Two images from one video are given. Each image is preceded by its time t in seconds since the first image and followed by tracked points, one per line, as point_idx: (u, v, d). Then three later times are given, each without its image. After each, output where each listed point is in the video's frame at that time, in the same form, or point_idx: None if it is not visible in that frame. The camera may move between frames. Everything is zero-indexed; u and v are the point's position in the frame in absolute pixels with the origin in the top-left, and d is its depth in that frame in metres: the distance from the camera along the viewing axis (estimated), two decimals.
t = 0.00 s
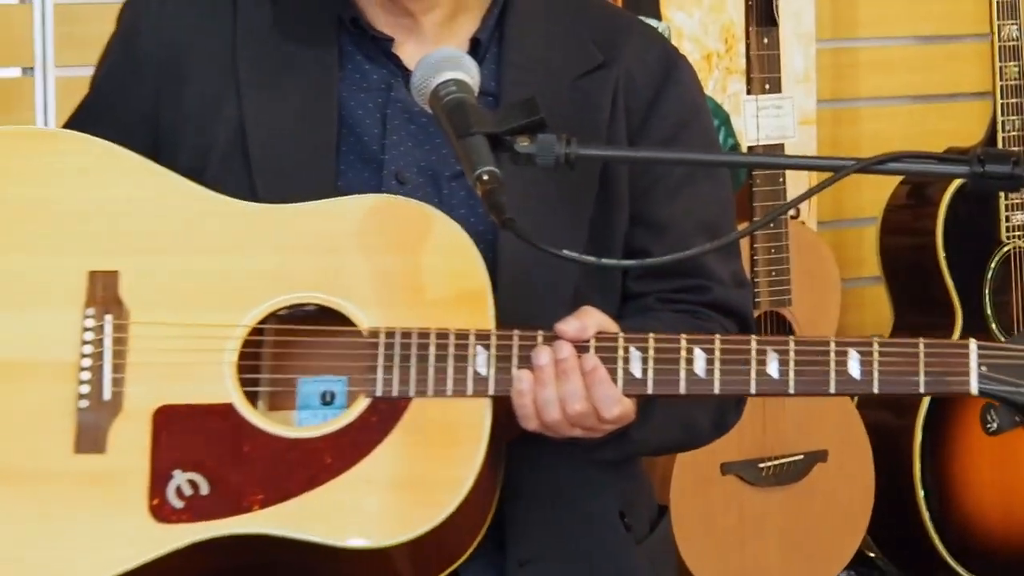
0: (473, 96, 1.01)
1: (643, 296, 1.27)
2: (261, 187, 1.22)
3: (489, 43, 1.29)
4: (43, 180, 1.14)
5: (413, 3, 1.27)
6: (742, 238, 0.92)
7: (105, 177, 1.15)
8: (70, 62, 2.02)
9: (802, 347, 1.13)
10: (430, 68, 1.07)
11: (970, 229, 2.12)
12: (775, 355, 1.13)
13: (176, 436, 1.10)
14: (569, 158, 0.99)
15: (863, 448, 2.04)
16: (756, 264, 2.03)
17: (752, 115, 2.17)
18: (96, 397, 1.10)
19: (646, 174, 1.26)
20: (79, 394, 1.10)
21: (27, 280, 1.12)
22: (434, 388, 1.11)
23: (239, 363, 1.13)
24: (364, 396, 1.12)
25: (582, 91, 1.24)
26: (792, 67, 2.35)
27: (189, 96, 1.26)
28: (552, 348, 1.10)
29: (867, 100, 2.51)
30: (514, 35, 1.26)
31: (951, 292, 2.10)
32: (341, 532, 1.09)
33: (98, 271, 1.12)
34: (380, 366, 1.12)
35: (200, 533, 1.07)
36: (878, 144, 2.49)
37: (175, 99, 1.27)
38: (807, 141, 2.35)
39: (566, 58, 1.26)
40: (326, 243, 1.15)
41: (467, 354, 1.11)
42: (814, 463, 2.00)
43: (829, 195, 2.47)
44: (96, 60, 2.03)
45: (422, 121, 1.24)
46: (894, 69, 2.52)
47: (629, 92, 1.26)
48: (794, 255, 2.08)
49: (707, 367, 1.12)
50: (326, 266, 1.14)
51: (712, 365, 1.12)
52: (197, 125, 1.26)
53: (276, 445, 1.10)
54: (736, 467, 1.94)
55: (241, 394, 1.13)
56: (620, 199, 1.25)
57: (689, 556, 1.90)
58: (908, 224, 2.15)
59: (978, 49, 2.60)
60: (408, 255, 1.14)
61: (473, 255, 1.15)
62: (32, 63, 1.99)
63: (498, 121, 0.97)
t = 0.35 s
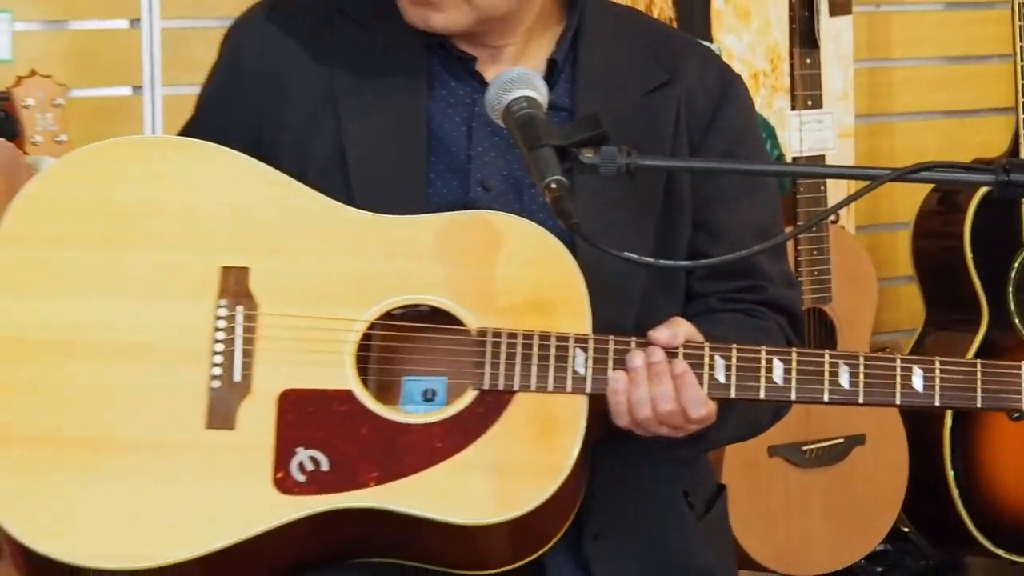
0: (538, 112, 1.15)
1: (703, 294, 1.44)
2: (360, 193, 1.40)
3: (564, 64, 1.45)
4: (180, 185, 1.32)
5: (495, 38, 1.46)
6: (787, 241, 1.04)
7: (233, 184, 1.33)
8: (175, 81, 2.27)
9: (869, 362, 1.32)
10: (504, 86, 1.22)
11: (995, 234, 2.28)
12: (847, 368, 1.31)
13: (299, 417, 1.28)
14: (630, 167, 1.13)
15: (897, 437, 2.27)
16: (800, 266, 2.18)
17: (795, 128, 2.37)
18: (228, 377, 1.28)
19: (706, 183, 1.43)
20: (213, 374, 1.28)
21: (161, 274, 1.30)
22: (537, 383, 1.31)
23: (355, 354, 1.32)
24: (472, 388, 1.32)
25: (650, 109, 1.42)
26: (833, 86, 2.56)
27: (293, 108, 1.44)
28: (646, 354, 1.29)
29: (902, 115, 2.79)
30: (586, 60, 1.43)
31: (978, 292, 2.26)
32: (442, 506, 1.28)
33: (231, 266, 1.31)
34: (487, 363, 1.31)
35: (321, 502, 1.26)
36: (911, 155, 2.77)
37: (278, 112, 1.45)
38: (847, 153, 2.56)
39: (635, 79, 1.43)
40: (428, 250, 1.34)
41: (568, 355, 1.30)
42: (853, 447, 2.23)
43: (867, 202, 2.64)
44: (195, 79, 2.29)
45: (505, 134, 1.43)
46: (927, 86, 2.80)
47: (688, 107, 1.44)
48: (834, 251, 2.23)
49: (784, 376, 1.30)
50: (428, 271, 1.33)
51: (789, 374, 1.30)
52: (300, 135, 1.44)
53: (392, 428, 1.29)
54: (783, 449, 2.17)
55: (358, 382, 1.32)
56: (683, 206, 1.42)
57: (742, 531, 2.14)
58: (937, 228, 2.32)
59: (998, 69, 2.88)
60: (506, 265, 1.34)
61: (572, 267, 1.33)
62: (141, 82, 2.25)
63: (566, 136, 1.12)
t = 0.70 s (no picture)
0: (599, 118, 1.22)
1: (756, 289, 1.53)
2: (428, 193, 1.48)
3: (623, 72, 1.54)
4: (262, 188, 1.38)
5: (554, 45, 1.56)
6: (834, 241, 1.13)
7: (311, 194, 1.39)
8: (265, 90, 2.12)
9: (917, 366, 1.34)
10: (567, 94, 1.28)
11: None
12: (893, 370, 1.33)
13: (373, 409, 1.33)
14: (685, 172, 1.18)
15: (939, 432, 2.28)
16: (846, 266, 2.24)
17: (842, 135, 2.36)
18: (307, 370, 1.33)
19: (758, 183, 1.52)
20: (292, 368, 1.32)
21: (239, 268, 1.36)
22: (599, 380, 1.34)
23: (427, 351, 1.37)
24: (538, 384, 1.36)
25: (705, 113, 1.51)
26: (879, 95, 2.57)
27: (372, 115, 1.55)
28: (702, 354, 1.33)
29: (941, 123, 2.75)
30: (647, 69, 1.52)
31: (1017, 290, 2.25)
32: (506, 498, 1.30)
33: (309, 263, 1.37)
34: (553, 360, 1.35)
35: (391, 494, 1.30)
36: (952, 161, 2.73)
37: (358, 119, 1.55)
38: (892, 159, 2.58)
39: (691, 86, 1.52)
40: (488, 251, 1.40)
41: (629, 354, 1.34)
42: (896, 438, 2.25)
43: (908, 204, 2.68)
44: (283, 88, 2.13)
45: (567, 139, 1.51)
46: (967, 97, 2.78)
47: (742, 111, 1.54)
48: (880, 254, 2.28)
49: (834, 376, 1.34)
50: (491, 272, 1.39)
51: (838, 374, 1.34)
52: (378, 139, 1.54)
53: (463, 422, 1.33)
54: (830, 438, 2.19)
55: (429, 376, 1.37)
56: (738, 206, 1.51)
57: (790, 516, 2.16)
58: (977, 230, 2.31)
59: None
60: (567, 266, 1.39)
61: (632, 266, 1.39)
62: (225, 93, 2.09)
63: (624, 142, 1.18)
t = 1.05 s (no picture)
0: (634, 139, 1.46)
1: (768, 288, 1.74)
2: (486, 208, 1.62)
3: (656, 101, 1.72)
4: (324, 193, 1.47)
5: (597, 73, 1.71)
6: (838, 247, 1.37)
7: (363, 195, 1.47)
8: (344, 117, 2.34)
9: (906, 368, 1.41)
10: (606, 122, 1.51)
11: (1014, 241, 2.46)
12: (886, 371, 1.41)
13: (434, 399, 1.42)
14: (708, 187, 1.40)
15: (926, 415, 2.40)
16: (848, 269, 2.48)
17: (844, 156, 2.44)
18: (378, 364, 1.43)
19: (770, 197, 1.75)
20: (365, 361, 1.43)
21: (315, 266, 1.45)
22: (630, 376, 1.43)
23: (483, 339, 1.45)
24: (576, 378, 1.44)
25: (728, 138, 1.68)
26: (874, 121, 2.78)
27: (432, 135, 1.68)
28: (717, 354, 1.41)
29: (931, 144, 2.94)
30: (675, 99, 1.69)
31: (995, 290, 2.47)
32: (550, 481, 1.40)
33: (383, 263, 1.45)
34: (590, 355, 1.44)
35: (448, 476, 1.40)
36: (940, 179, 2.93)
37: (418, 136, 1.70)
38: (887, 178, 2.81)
39: (716, 114, 1.69)
40: (542, 250, 1.47)
41: (656, 353, 1.43)
42: (892, 417, 2.37)
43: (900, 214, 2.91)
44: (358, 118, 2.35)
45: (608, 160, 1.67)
46: (955, 121, 2.97)
47: (761, 137, 1.71)
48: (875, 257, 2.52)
49: (834, 377, 1.42)
50: (546, 271, 1.47)
51: (838, 374, 1.42)
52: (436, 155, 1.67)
53: (512, 412, 1.42)
54: (833, 419, 2.32)
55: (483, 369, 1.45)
56: (754, 220, 1.74)
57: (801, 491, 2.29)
58: (963, 237, 2.51)
59: (1014, 106, 3.05)
60: (607, 268, 1.47)
61: (664, 272, 1.47)
62: (310, 118, 2.31)
63: (657, 162, 1.41)
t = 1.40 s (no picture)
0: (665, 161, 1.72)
1: (781, 289, 1.98)
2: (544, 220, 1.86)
3: (690, 130, 1.94)
4: (392, 209, 1.79)
5: (641, 105, 1.92)
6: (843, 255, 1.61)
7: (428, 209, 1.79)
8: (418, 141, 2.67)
9: (897, 343, 1.70)
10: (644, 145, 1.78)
11: (987, 248, 2.80)
12: (879, 346, 1.70)
13: (496, 378, 1.74)
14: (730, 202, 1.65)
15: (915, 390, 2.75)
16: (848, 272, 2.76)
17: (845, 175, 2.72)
18: (448, 351, 1.75)
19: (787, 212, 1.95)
20: (438, 348, 1.75)
21: (396, 270, 1.78)
22: (661, 357, 1.74)
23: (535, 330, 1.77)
24: (616, 360, 1.76)
25: (752, 161, 1.90)
26: (871, 144, 2.96)
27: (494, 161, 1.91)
28: (737, 335, 1.71)
29: (921, 165, 3.30)
30: (705, 126, 1.92)
31: (974, 290, 2.80)
32: (591, 446, 1.73)
33: (450, 267, 1.77)
34: (628, 340, 1.75)
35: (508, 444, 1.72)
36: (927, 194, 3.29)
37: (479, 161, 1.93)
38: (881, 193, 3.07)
39: (741, 140, 1.92)
40: (581, 259, 1.79)
41: (684, 336, 1.73)
42: (885, 397, 2.70)
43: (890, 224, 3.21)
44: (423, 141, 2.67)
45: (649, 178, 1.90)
46: (940, 144, 3.33)
47: (779, 161, 1.93)
48: (872, 261, 2.81)
49: (835, 352, 1.71)
50: (588, 275, 1.79)
51: (838, 349, 1.71)
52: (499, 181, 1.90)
53: (560, 388, 1.74)
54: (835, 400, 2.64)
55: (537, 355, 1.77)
56: (771, 230, 1.94)
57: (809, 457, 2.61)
58: (947, 243, 2.84)
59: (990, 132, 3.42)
60: (640, 268, 1.79)
61: (688, 269, 1.79)
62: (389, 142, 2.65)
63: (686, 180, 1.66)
